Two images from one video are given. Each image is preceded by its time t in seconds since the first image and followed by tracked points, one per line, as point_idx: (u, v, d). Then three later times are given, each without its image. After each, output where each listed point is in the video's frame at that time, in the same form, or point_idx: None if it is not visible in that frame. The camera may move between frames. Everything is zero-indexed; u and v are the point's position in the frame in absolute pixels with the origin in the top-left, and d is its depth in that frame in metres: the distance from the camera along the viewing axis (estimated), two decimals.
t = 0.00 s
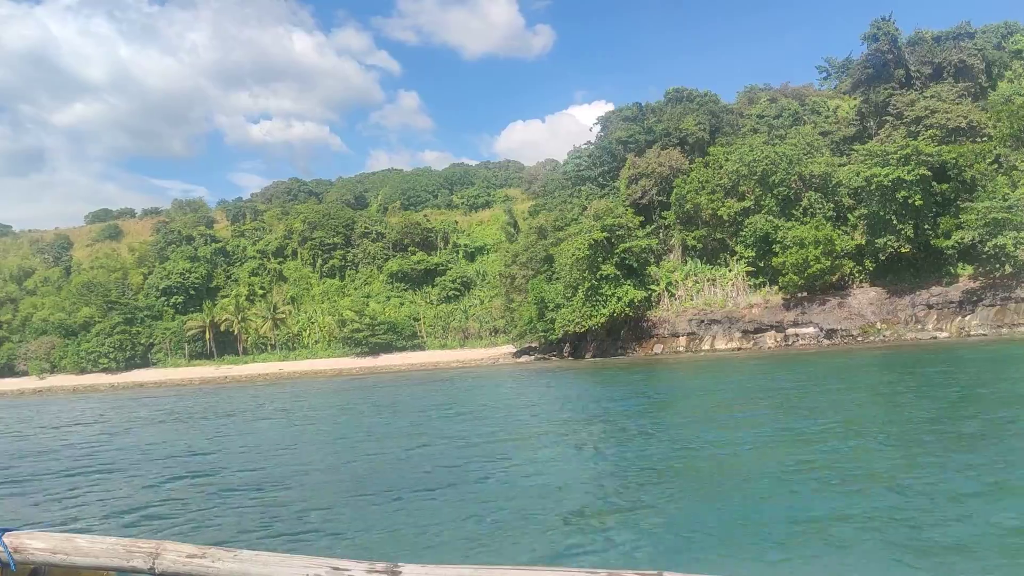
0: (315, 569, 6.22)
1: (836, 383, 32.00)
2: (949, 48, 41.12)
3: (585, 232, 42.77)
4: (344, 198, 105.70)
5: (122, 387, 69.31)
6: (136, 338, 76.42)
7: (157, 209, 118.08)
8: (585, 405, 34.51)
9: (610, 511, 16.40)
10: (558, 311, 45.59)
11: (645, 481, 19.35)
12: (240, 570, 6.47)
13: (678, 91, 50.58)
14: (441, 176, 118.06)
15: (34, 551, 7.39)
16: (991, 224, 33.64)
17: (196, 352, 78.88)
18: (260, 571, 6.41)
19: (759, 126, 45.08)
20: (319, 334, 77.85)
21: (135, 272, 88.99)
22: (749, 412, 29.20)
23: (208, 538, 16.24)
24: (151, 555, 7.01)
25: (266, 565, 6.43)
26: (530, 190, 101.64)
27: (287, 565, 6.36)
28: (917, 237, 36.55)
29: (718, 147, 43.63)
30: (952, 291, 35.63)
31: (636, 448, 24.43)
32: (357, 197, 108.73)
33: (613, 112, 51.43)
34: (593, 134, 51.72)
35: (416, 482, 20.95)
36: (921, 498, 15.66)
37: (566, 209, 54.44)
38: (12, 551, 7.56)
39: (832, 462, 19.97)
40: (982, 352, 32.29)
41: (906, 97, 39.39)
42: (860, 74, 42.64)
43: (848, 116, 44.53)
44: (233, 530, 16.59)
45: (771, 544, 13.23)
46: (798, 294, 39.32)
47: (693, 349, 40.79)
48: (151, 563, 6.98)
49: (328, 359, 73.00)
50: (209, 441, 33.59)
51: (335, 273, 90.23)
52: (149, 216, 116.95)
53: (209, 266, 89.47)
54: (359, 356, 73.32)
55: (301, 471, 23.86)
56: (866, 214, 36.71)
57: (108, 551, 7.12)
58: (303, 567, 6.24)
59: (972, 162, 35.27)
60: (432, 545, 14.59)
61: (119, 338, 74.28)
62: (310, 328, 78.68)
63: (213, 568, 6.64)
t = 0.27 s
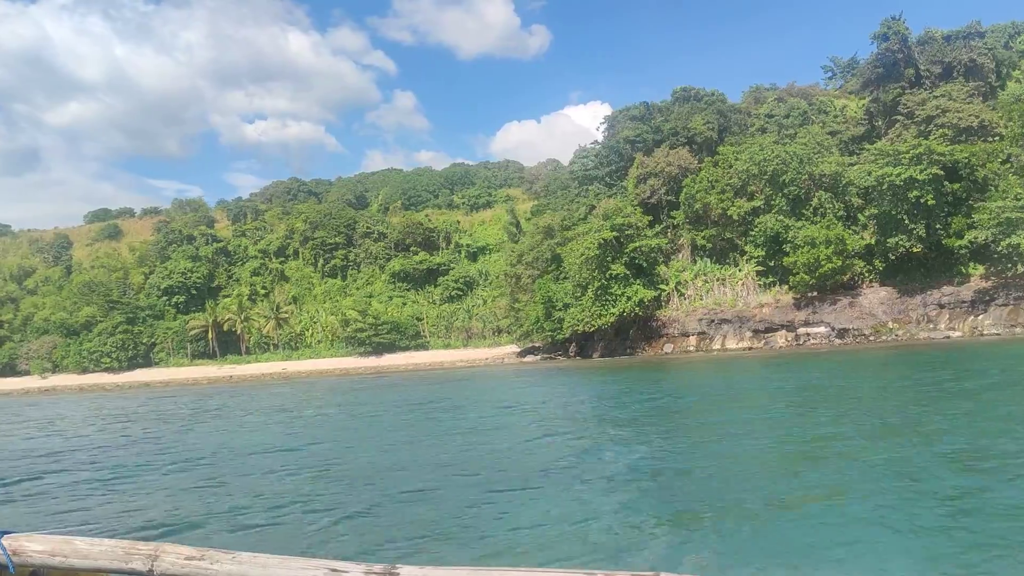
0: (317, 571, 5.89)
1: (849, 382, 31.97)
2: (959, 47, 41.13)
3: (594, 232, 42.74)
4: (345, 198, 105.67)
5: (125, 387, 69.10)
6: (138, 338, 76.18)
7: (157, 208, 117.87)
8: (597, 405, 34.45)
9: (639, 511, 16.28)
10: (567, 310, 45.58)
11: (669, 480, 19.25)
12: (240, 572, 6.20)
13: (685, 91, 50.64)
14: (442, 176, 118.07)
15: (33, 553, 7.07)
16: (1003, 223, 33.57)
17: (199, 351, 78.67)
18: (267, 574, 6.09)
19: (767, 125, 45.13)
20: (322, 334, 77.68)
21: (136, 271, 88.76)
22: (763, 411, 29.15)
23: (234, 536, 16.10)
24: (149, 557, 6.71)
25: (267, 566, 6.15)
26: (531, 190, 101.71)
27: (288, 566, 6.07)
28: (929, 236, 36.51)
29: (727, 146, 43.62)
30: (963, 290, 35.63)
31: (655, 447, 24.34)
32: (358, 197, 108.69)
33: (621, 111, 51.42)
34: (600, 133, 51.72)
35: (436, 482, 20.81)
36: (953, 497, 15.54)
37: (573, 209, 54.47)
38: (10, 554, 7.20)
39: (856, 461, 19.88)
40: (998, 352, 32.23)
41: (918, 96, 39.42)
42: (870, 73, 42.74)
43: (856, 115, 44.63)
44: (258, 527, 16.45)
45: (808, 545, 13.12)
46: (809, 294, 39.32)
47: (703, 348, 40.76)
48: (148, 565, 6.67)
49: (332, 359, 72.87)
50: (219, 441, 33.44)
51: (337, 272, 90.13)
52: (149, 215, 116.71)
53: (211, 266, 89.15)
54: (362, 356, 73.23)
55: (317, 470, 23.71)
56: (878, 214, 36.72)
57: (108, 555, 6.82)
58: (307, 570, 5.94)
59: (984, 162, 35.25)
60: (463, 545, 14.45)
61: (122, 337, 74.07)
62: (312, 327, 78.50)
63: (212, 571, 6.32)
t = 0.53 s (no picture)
0: (309, 570, 6.19)
1: (863, 382, 31.84)
2: (969, 46, 40.94)
3: (603, 231, 42.64)
4: (345, 198, 105.51)
5: (126, 387, 68.84)
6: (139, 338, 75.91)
7: (156, 209, 117.59)
8: (609, 404, 34.32)
9: (668, 510, 16.17)
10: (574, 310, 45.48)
11: (694, 479, 19.13)
12: (235, 571, 6.48)
13: (693, 91, 50.58)
14: (443, 176, 117.90)
15: (28, 552, 7.30)
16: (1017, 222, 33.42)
17: (200, 352, 78.36)
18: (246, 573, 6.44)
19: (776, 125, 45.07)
20: (324, 334, 77.43)
21: (136, 271, 88.52)
22: (776, 411, 29.07)
23: (262, 536, 15.98)
24: (144, 556, 6.99)
25: (260, 565, 6.42)
26: (533, 190, 101.58)
27: (282, 565, 6.34)
28: (941, 236, 36.40)
29: (737, 146, 43.54)
30: (975, 290, 35.57)
31: (673, 446, 24.24)
32: (358, 197, 108.54)
33: (628, 111, 51.37)
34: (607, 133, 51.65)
35: (456, 481, 20.70)
36: (988, 497, 15.43)
37: (580, 209, 54.40)
38: (3, 554, 7.45)
39: (881, 460, 19.78)
40: (1013, 352, 32.10)
41: (929, 95, 39.32)
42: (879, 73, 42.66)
43: (865, 115, 44.54)
44: (279, 526, 16.34)
45: (848, 543, 13.01)
46: (819, 294, 39.25)
47: (713, 348, 40.66)
48: (143, 564, 6.96)
49: (334, 359, 72.65)
50: (229, 441, 33.28)
51: (338, 273, 89.90)
52: (148, 216, 116.42)
53: (211, 266, 88.76)
54: (364, 357, 73.02)
55: (335, 470, 23.59)
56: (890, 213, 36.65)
57: (101, 553, 7.09)
58: (299, 569, 6.23)
59: (997, 161, 35.15)
60: (496, 544, 14.31)
61: (123, 337, 73.84)
62: (314, 328, 78.22)
63: (207, 570, 6.60)
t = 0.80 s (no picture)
0: (304, 568, 5.36)
1: (879, 381, 31.74)
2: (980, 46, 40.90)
3: (613, 230, 42.53)
4: (347, 198, 105.42)
5: (130, 387, 68.58)
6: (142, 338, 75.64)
7: (157, 208, 117.31)
8: (622, 403, 34.25)
9: (697, 509, 15.96)
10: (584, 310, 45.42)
11: (718, 478, 18.95)
12: (229, 571, 5.59)
13: (701, 90, 50.54)
14: (444, 176, 117.80)
15: (21, 551, 6.29)
16: None
17: (203, 352, 78.05)
18: (253, 573, 5.52)
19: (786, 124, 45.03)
20: (328, 334, 77.27)
21: (138, 271, 88.28)
22: (792, 410, 28.95)
23: (286, 536, 15.76)
24: (138, 554, 6.03)
25: (255, 563, 5.55)
26: (535, 190, 101.61)
27: (277, 564, 5.48)
28: (954, 235, 36.36)
29: (748, 146, 43.48)
30: (988, 290, 35.68)
31: (692, 444, 24.05)
32: (360, 197, 108.45)
33: (637, 109, 51.42)
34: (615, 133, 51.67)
35: (476, 481, 20.49)
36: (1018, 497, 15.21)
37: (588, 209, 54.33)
38: None
39: (908, 460, 19.57)
40: None
41: (941, 95, 39.25)
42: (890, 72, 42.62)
43: (876, 114, 44.52)
44: (299, 529, 16.08)
45: (887, 544, 12.81)
46: (830, 293, 39.20)
47: (725, 348, 40.65)
48: (137, 562, 6.00)
49: (338, 359, 72.50)
50: (238, 440, 33.02)
51: (340, 273, 89.74)
52: (149, 216, 116.14)
53: (213, 266, 88.38)
54: (369, 356, 72.91)
55: (351, 470, 23.37)
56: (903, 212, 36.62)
57: (97, 550, 6.10)
58: (292, 567, 5.38)
59: (1010, 160, 35.12)
60: (526, 544, 14.10)
61: (126, 337, 73.61)
62: (317, 327, 78.04)
63: (201, 570, 5.74)
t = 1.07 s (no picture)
0: (302, 567, 5.38)
1: (893, 379, 31.77)
2: (992, 44, 40.76)
3: (624, 228, 42.51)
4: (350, 196, 105.43)
5: (134, 385, 68.51)
6: (146, 336, 75.45)
7: (158, 207, 117.18)
8: (635, 401, 34.25)
9: (716, 506, 16.03)
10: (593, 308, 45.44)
11: (733, 475, 19.01)
12: (227, 570, 5.59)
13: (711, 88, 50.47)
14: (447, 175, 117.74)
15: (16, 551, 6.31)
16: None
17: (207, 350, 77.83)
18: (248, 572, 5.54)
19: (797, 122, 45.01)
20: (332, 333, 77.24)
21: (141, 270, 88.20)
22: (804, 408, 29.04)
23: (306, 532, 15.80)
24: (136, 553, 6.04)
25: (252, 562, 5.56)
26: (538, 190, 101.64)
27: (274, 563, 5.50)
28: (968, 234, 36.30)
29: (759, 145, 43.48)
30: (1002, 288, 35.75)
31: (705, 442, 24.10)
32: (362, 196, 108.46)
33: (646, 108, 51.59)
34: (625, 131, 51.61)
35: (491, 478, 20.54)
36: None
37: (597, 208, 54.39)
38: None
39: (923, 457, 19.66)
40: None
41: (955, 93, 39.19)
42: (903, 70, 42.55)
43: (886, 113, 44.52)
44: (317, 526, 16.13)
45: (910, 541, 12.86)
46: (843, 292, 39.23)
47: (737, 346, 40.69)
48: (135, 562, 6.01)
49: (343, 358, 72.44)
50: (247, 438, 33.00)
51: (344, 271, 89.67)
52: (150, 214, 116.00)
53: (216, 264, 88.10)
54: (374, 355, 72.86)
55: (365, 467, 23.40)
56: (917, 210, 36.69)
57: (92, 551, 6.11)
58: (289, 565, 5.39)
59: None
60: (549, 541, 14.13)
61: (131, 336, 73.54)
62: (321, 326, 77.92)
63: (198, 569, 5.74)
